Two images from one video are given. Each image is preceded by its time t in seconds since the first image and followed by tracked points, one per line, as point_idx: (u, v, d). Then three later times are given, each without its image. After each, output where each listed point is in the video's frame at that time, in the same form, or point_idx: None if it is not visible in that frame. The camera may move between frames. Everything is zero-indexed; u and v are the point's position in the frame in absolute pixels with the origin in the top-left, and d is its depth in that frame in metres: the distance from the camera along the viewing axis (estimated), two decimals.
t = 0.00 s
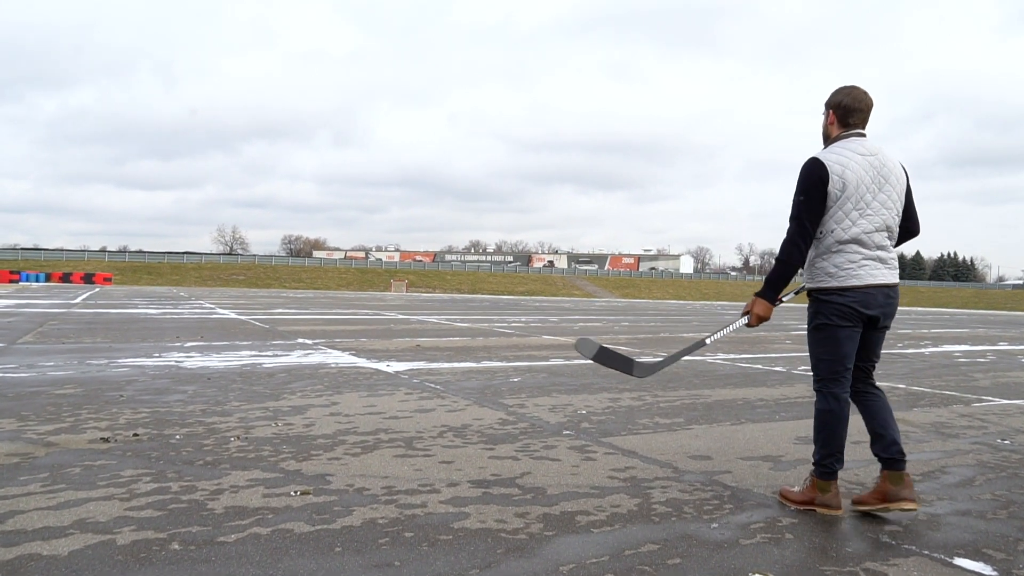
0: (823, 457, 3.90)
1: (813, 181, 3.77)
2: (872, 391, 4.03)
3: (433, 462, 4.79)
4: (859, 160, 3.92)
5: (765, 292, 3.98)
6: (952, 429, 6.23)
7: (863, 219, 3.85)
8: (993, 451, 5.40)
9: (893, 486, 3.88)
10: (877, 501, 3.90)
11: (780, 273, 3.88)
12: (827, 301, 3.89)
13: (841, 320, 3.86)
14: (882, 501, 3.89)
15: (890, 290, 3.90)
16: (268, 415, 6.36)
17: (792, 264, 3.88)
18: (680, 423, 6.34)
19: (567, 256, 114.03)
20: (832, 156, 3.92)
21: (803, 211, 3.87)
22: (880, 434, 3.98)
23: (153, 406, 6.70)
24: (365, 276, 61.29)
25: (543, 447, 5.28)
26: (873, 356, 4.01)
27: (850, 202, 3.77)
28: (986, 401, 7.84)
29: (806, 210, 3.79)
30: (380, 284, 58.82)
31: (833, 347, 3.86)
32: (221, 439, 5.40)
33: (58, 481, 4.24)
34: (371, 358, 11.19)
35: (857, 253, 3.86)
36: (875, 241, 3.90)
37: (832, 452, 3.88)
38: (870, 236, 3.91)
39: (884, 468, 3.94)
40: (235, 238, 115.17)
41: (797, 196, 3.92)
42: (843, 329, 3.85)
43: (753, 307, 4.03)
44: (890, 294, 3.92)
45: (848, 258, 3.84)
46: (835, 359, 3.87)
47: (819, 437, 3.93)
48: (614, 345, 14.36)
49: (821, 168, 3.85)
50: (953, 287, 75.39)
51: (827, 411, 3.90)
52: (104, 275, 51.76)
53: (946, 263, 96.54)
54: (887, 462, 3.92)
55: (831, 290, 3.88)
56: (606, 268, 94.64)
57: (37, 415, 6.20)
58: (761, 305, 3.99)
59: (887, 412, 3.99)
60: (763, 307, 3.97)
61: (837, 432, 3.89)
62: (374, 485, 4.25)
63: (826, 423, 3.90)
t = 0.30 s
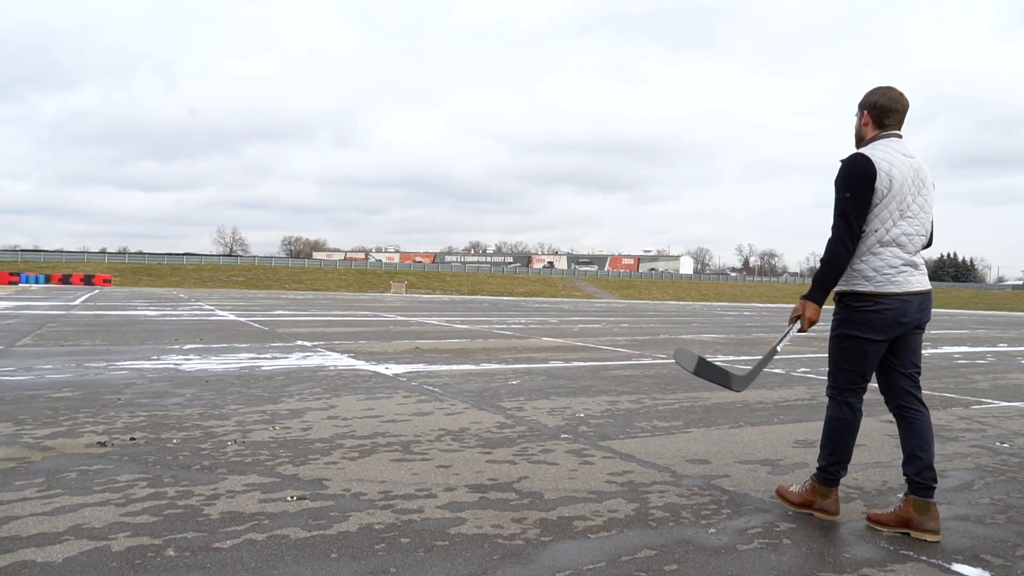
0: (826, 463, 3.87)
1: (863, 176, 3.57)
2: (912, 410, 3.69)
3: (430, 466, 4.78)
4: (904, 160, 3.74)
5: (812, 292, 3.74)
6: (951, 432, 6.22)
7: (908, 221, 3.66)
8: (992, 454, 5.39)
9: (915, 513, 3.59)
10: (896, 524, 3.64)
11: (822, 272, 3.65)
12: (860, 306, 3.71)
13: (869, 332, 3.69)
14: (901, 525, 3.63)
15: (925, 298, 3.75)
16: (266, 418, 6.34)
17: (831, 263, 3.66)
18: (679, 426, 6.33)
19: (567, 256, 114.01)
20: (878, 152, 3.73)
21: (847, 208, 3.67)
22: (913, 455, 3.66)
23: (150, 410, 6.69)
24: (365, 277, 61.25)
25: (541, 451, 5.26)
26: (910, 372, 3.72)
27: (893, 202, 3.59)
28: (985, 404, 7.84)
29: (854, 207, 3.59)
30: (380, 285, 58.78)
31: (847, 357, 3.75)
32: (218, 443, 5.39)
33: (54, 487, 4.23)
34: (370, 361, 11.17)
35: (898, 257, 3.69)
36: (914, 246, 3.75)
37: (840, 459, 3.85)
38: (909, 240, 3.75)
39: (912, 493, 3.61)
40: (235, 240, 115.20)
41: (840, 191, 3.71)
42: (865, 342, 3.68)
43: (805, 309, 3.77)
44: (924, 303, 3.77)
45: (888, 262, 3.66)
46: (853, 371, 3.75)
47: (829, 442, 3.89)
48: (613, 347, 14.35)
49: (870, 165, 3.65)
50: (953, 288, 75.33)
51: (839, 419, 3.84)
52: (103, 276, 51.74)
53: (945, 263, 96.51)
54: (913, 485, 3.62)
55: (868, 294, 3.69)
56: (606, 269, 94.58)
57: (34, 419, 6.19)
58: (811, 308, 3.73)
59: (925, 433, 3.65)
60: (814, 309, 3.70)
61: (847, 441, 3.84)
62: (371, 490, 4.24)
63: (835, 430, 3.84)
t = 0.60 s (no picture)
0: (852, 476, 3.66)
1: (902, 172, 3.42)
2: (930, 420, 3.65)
3: (429, 471, 4.78)
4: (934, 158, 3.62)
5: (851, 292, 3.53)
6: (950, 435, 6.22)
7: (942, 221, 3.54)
8: (992, 458, 5.39)
9: (914, 522, 3.58)
10: (892, 529, 3.67)
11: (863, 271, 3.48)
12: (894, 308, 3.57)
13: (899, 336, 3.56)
14: (897, 530, 3.64)
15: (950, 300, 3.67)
16: (265, 422, 6.34)
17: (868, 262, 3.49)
18: (678, 430, 6.32)
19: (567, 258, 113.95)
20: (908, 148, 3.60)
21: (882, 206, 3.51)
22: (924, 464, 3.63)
23: (149, 413, 6.68)
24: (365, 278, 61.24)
25: (540, 455, 5.26)
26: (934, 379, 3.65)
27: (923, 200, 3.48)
28: (984, 407, 7.83)
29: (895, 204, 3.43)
30: (379, 286, 58.77)
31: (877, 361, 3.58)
32: (217, 447, 5.38)
33: (52, 492, 4.22)
34: (369, 363, 11.16)
35: (931, 257, 3.59)
36: (943, 246, 3.66)
37: (867, 471, 3.64)
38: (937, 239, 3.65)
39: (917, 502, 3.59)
40: (235, 240, 114.79)
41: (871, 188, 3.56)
42: (897, 346, 3.55)
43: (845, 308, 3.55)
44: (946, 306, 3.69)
45: (923, 262, 3.54)
46: (883, 375, 3.59)
47: (855, 454, 3.69)
48: (613, 349, 14.33)
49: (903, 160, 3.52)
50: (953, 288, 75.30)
51: (864, 428, 3.65)
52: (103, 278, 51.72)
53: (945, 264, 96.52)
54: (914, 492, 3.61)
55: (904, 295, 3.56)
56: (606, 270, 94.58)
57: (32, 422, 6.18)
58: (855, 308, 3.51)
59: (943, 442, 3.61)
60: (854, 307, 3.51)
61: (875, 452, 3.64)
62: (370, 495, 4.23)
63: (862, 440, 3.64)
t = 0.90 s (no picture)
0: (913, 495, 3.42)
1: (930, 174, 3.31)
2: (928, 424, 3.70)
3: (429, 474, 4.79)
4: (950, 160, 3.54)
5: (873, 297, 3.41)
6: (949, 438, 6.23)
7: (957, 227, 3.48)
8: (990, 461, 5.39)
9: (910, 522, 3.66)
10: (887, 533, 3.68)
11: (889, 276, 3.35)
12: (918, 314, 3.47)
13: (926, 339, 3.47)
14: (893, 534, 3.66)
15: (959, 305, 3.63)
16: (265, 425, 6.35)
17: (893, 267, 3.38)
18: (678, 433, 6.33)
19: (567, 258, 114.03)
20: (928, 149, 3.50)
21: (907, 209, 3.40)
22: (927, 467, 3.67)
23: (150, 416, 6.69)
24: (365, 279, 61.23)
25: (539, 459, 5.27)
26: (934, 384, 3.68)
27: (943, 202, 3.40)
28: (983, 409, 7.84)
29: (922, 207, 3.32)
30: (379, 287, 58.76)
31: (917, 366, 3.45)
32: (217, 451, 5.40)
33: (52, 496, 4.23)
34: (369, 365, 11.17)
35: (950, 262, 3.52)
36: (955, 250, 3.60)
37: (929, 487, 3.42)
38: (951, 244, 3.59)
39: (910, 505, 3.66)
40: (235, 241, 114.89)
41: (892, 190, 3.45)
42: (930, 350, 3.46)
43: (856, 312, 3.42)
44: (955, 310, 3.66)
45: (944, 268, 3.47)
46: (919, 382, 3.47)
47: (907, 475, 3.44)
48: (613, 351, 14.34)
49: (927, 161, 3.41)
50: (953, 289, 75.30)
51: (911, 442, 3.45)
52: (103, 279, 51.67)
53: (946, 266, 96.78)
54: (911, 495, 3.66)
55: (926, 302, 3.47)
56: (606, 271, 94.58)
57: (32, 426, 6.19)
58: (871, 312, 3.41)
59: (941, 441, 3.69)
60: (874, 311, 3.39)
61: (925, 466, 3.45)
62: (369, 499, 4.24)
63: (914, 454, 3.44)
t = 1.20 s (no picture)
0: (928, 505, 3.31)
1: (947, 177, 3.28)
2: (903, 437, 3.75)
3: (427, 474, 4.82)
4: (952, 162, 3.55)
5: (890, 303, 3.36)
6: (944, 438, 6.27)
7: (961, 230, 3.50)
8: (983, 461, 5.43)
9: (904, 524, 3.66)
10: (882, 533, 3.70)
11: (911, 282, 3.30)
12: (927, 319, 3.48)
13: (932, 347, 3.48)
14: (888, 534, 3.68)
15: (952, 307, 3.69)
16: (263, 426, 6.39)
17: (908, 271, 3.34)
18: (674, 433, 6.37)
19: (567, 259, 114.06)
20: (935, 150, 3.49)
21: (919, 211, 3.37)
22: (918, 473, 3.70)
23: (149, 417, 6.73)
24: (365, 281, 61.25)
25: (536, 459, 5.31)
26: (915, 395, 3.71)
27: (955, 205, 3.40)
28: (979, 409, 7.88)
29: (937, 209, 3.30)
30: (379, 288, 58.75)
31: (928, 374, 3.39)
32: (216, 451, 5.43)
33: (53, 496, 4.27)
34: (368, 366, 11.20)
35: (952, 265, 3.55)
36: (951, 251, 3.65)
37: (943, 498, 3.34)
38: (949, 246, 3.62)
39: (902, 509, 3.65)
40: (234, 242, 114.74)
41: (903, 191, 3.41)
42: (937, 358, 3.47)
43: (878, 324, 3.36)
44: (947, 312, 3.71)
45: (949, 272, 3.48)
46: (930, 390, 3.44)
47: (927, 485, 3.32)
48: (611, 351, 14.39)
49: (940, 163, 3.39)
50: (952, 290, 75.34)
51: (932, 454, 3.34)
52: (103, 280, 51.66)
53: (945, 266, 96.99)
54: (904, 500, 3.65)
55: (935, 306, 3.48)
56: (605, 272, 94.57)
57: (32, 427, 6.23)
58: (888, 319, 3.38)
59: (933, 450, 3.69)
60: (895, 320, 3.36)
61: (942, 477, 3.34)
62: (367, 498, 4.28)
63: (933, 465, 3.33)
